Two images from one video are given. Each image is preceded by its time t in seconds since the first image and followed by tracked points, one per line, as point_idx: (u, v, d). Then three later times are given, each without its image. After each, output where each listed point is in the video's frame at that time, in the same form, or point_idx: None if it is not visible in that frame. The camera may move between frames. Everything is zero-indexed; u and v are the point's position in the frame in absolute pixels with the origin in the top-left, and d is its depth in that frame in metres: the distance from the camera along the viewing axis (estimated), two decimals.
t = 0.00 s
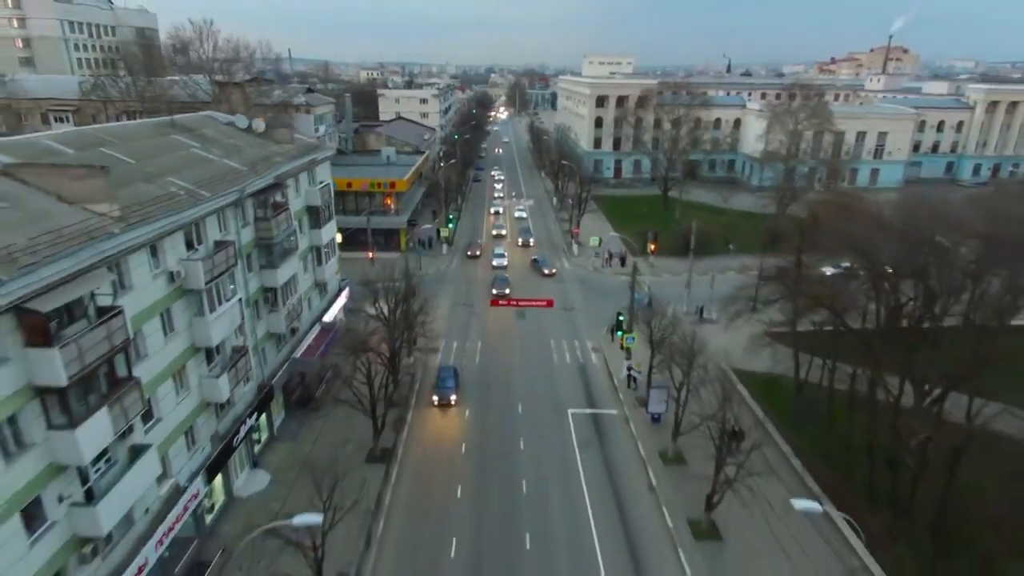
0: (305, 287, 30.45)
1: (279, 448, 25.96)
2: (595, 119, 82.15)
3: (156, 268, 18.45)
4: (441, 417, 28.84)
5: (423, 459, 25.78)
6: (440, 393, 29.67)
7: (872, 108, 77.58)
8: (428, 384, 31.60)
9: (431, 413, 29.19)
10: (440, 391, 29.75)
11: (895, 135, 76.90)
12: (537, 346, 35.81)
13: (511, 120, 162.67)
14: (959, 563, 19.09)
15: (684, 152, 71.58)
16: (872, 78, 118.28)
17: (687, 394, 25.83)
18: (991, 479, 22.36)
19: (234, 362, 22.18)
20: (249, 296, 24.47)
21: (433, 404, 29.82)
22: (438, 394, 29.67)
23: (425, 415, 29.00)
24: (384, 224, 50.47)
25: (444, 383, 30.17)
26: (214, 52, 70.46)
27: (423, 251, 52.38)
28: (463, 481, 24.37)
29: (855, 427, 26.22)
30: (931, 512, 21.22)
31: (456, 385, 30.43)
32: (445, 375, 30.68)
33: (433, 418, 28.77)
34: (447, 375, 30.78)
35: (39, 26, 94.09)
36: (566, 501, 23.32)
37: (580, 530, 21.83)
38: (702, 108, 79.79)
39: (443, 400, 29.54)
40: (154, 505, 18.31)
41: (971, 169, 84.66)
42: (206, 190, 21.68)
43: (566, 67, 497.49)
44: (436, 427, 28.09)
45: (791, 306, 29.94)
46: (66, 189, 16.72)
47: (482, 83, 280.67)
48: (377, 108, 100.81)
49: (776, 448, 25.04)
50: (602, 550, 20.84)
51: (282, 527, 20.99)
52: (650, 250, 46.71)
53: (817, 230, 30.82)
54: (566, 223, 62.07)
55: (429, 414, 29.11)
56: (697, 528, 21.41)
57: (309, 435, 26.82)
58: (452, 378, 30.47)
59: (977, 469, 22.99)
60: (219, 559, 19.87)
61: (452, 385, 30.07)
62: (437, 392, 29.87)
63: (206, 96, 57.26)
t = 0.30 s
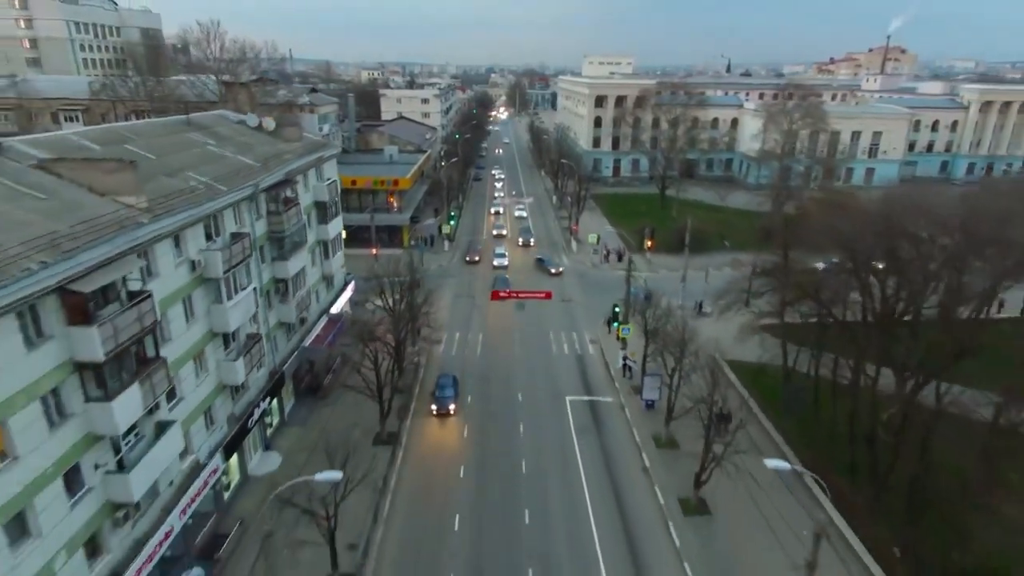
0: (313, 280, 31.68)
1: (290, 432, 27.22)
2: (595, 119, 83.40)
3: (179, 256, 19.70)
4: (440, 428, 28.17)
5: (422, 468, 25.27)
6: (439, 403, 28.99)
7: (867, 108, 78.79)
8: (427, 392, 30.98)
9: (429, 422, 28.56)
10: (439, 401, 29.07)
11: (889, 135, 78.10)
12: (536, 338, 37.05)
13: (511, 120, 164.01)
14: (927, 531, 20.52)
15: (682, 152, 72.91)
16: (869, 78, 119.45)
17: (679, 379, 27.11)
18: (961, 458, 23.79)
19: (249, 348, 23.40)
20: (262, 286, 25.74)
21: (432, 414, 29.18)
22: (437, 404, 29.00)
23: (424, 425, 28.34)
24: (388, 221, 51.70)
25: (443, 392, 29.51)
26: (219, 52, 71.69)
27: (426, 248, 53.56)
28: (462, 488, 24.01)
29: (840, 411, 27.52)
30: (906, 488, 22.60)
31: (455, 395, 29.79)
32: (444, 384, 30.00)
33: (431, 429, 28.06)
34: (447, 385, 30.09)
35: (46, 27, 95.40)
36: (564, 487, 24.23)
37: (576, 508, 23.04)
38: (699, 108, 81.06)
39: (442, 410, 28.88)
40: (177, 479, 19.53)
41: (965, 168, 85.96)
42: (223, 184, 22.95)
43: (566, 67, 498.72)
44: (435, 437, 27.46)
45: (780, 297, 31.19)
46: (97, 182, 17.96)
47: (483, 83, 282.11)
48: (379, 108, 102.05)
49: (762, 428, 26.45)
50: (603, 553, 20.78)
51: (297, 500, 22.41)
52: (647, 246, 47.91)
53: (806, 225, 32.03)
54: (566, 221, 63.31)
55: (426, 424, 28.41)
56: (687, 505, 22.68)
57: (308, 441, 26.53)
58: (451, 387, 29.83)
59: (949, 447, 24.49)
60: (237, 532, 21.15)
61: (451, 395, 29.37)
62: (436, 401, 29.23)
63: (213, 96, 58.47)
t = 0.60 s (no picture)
0: (321, 273, 32.95)
1: (301, 416, 28.50)
2: (593, 119, 84.71)
3: (200, 247, 21.00)
4: (439, 438, 27.41)
5: (419, 485, 24.21)
6: (438, 411, 28.29)
7: (862, 108, 79.99)
8: (426, 398, 30.55)
9: (428, 432, 27.80)
10: (438, 409, 28.38)
11: (883, 134, 79.42)
12: (535, 330, 38.34)
13: (511, 120, 165.37)
14: (901, 504, 21.92)
15: (679, 151, 74.20)
16: (865, 78, 120.70)
17: (672, 366, 28.40)
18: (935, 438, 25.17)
19: (263, 335, 24.68)
20: (274, 277, 27.01)
21: (431, 423, 28.36)
22: (436, 413, 28.26)
23: (423, 435, 27.56)
24: (391, 218, 53.00)
25: (442, 401, 28.83)
26: (225, 53, 72.99)
27: (428, 245, 54.84)
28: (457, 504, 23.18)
29: (823, 393, 29.01)
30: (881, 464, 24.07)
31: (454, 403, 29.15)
32: (443, 393, 29.34)
33: (429, 441, 27.13)
34: (446, 393, 29.45)
35: (52, 28, 96.51)
36: (564, 482, 24.55)
37: (574, 490, 24.04)
38: (696, 108, 81.69)
39: (441, 419, 28.11)
40: (198, 455, 20.82)
41: (959, 167, 87.38)
42: (239, 179, 24.25)
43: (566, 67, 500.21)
44: (434, 447, 26.73)
45: (769, 289, 32.50)
46: (125, 176, 19.23)
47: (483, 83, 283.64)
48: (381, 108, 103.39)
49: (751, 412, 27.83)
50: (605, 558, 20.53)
51: (312, 472, 23.96)
52: (644, 242, 49.17)
53: (794, 220, 33.31)
54: (565, 218, 64.58)
55: (424, 436, 27.46)
56: (679, 483, 23.96)
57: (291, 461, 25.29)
58: (451, 395, 29.22)
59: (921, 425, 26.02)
60: (253, 506, 22.44)
61: (450, 403, 28.71)
62: (435, 410, 28.52)
63: (220, 96, 59.72)
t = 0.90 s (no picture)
0: (328, 266, 34.13)
1: (309, 403, 29.71)
2: (593, 118, 85.93)
3: (218, 239, 22.18)
4: (438, 447, 26.96)
5: (418, 498, 23.62)
6: (437, 420, 27.80)
7: (857, 108, 81.08)
8: (428, 397, 30.84)
9: (427, 441, 27.32)
10: (437, 418, 27.88)
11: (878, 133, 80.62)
12: (535, 323, 39.56)
13: (512, 120, 166.68)
14: (881, 483, 23.09)
15: (676, 150, 75.39)
16: (862, 78, 121.80)
17: (666, 355, 29.58)
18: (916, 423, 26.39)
19: (275, 324, 25.86)
20: (285, 270, 28.19)
21: (430, 433, 27.86)
22: (435, 422, 27.78)
23: (422, 445, 27.05)
24: (393, 216, 54.21)
25: (442, 410, 28.33)
26: (230, 54, 74.21)
27: (429, 242, 56.02)
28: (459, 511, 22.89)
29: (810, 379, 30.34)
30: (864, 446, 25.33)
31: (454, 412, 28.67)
32: (443, 401, 28.86)
33: (428, 452, 26.53)
34: (445, 402, 28.97)
35: (58, 29, 97.75)
36: (564, 476, 25.11)
37: (572, 475, 25.12)
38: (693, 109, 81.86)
39: (441, 428, 27.65)
40: (216, 436, 22.01)
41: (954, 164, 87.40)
42: (253, 176, 25.46)
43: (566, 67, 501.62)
44: (433, 456, 26.29)
45: (760, 283, 33.67)
46: (148, 171, 20.46)
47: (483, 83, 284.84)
48: (382, 107, 104.66)
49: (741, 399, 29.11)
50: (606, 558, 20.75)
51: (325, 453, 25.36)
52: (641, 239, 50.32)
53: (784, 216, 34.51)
54: (564, 216, 65.75)
55: (422, 447, 26.89)
56: (671, 466, 25.16)
57: (289, 471, 24.71)
58: (450, 404, 28.75)
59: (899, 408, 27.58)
60: (267, 487, 23.59)
61: (450, 412, 28.24)
62: (434, 419, 28.00)
63: (226, 96, 60.96)
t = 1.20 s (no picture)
0: (336, 260, 35.47)
1: (319, 390, 31.04)
2: (592, 118, 87.25)
3: (236, 230, 23.51)
4: (438, 456, 26.35)
5: (418, 513, 22.88)
6: (436, 429, 27.09)
7: (852, 107, 82.30)
8: (432, 385, 32.19)
9: (426, 451, 26.67)
10: (436, 427, 27.18)
11: (872, 133, 81.91)
12: (535, 316, 40.84)
13: (512, 120, 168.08)
14: (861, 462, 24.45)
15: (674, 149, 76.72)
16: (859, 78, 122.94)
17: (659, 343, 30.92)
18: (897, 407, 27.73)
19: (287, 312, 27.19)
20: (296, 261, 29.52)
21: (428, 442, 27.26)
22: (434, 431, 27.10)
23: (421, 457, 26.23)
24: (397, 213, 55.56)
25: (441, 419, 27.62)
26: (236, 55, 75.66)
27: (432, 238, 57.33)
28: (461, 522, 22.35)
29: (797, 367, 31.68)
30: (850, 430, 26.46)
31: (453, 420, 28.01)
32: (442, 410, 28.13)
33: (427, 465, 25.75)
34: (444, 410, 28.26)
35: (65, 30, 99.14)
36: (564, 463, 26.00)
37: (570, 457, 26.39)
38: (690, 108, 83.33)
39: (440, 438, 26.98)
40: (234, 416, 23.36)
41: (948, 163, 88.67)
42: (267, 171, 26.82)
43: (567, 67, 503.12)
44: (433, 466, 25.66)
45: (751, 276, 34.99)
46: (172, 166, 21.79)
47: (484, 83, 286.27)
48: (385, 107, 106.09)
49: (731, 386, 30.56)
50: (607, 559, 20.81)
51: (336, 431, 26.82)
52: (638, 235, 51.60)
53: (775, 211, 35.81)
54: (563, 214, 67.07)
55: (422, 459, 26.10)
56: (664, 447, 26.53)
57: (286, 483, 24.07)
58: (449, 412, 28.03)
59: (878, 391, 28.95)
60: (281, 466, 24.87)
61: (449, 420, 27.57)
62: (433, 428, 27.29)
63: (233, 96, 62.33)
